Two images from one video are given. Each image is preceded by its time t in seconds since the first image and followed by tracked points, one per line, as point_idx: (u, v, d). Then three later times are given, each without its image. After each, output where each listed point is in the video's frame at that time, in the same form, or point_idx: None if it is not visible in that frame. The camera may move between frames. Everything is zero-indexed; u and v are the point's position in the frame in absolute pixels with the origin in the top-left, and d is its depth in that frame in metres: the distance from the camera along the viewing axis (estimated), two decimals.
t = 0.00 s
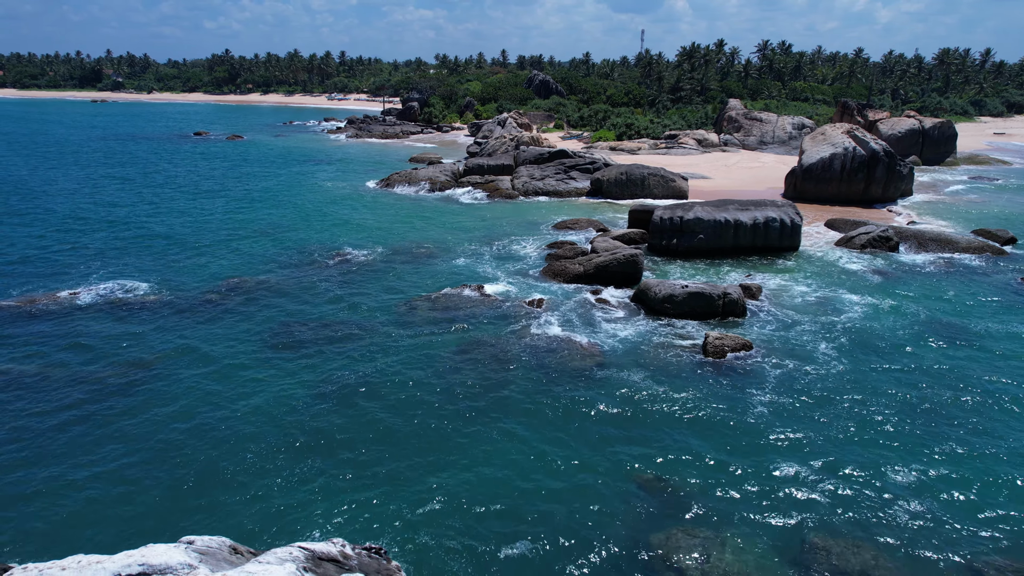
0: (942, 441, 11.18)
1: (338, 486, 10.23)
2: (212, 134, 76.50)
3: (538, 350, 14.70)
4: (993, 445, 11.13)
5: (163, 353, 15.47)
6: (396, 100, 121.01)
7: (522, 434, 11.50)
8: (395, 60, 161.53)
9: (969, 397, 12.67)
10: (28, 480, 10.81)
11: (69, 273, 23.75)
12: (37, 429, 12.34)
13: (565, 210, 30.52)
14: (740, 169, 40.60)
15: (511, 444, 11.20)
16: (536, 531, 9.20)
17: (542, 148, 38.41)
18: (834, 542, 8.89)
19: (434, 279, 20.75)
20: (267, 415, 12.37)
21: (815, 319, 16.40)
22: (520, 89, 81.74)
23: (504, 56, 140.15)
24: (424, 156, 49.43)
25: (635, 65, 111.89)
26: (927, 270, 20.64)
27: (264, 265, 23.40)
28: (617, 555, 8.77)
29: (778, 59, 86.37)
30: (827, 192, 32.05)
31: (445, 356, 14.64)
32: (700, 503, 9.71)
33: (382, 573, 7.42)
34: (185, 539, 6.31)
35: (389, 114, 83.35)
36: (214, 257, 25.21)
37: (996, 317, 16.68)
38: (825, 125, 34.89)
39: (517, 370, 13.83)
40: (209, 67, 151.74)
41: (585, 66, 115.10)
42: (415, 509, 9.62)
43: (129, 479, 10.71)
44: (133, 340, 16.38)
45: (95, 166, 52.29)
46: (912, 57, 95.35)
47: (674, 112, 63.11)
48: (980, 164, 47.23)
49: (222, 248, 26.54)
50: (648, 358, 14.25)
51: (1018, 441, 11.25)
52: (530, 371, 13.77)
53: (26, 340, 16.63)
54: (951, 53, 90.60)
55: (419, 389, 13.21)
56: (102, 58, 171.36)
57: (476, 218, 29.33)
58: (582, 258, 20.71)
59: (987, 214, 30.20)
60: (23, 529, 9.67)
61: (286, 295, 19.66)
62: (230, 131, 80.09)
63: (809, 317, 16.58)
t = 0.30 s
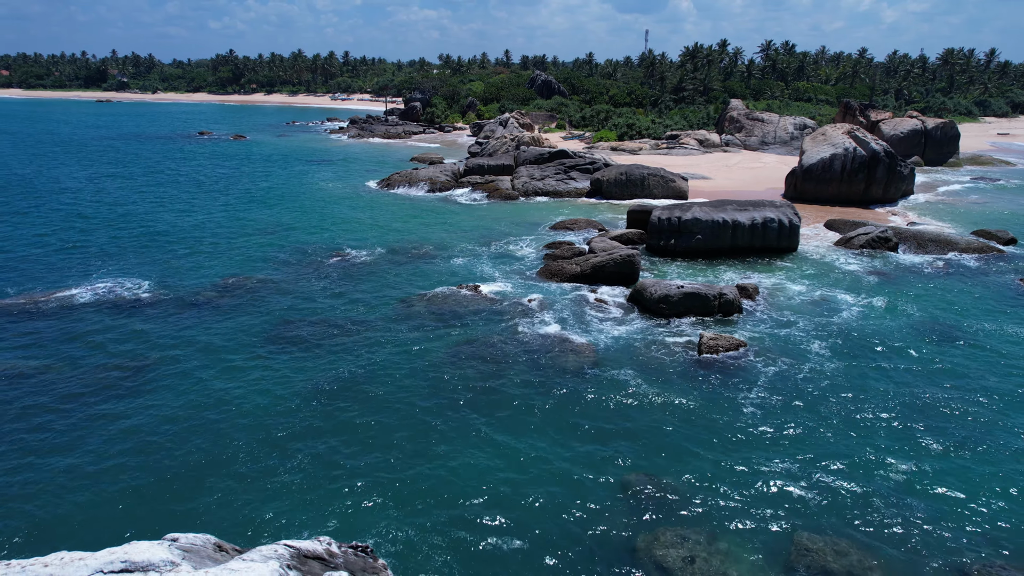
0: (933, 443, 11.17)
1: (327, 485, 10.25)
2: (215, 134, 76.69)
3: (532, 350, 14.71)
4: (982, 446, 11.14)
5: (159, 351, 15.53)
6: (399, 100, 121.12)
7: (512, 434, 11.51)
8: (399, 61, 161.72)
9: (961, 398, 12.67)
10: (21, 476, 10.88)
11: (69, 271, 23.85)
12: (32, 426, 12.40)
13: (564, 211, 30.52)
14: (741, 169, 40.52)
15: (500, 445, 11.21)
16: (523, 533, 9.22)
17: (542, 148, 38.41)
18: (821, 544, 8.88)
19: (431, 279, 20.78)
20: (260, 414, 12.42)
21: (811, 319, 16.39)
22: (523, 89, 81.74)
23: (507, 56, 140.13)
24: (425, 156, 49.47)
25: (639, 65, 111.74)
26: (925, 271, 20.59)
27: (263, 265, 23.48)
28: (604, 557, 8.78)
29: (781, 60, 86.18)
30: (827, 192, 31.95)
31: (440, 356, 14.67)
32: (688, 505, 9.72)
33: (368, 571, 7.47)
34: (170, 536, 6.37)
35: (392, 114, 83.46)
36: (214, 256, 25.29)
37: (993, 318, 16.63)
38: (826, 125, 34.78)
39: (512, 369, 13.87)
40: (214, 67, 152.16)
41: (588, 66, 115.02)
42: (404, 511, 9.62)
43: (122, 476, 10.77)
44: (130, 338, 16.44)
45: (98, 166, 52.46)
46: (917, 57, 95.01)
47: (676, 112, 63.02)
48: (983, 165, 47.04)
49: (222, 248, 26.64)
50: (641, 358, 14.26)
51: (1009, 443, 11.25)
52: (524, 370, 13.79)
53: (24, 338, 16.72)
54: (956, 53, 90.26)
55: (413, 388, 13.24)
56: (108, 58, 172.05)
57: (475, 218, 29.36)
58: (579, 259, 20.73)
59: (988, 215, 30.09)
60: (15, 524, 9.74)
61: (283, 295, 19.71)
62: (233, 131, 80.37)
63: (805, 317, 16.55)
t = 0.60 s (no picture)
0: (924, 446, 11.14)
1: (317, 483, 10.25)
2: (218, 134, 76.94)
3: (526, 349, 14.72)
4: (974, 449, 11.12)
5: (155, 350, 15.58)
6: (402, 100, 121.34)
7: (503, 434, 11.49)
8: (402, 61, 161.92)
9: (954, 401, 12.63)
10: (15, 472, 10.95)
11: (69, 270, 23.94)
12: (25, 423, 12.44)
13: (563, 211, 30.50)
14: (741, 170, 40.44)
15: (491, 445, 11.19)
16: (512, 533, 9.20)
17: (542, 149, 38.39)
18: (811, 547, 8.84)
19: (428, 279, 20.79)
20: (252, 412, 12.46)
21: (806, 319, 16.38)
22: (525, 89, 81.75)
23: (510, 55, 140.11)
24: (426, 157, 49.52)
25: (642, 65, 111.57)
26: (924, 271, 20.53)
27: (262, 264, 23.56)
28: (592, 558, 8.75)
29: (784, 60, 85.98)
30: (827, 193, 31.84)
31: (435, 355, 14.67)
32: (677, 506, 9.69)
33: (353, 569, 7.53)
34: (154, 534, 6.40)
35: (395, 114, 83.63)
36: (212, 256, 25.35)
37: (990, 319, 16.57)
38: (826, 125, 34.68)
39: (505, 368, 13.89)
40: (218, 67, 152.54)
41: (591, 66, 114.96)
42: (393, 510, 9.60)
43: (115, 472, 10.84)
44: (126, 337, 16.49)
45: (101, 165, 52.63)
46: (920, 57, 94.75)
47: (678, 112, 62.94)
48: (986, 166, 46.84)
49: (221, 247, 26.70)
50: (635, 357, 14.24)
51: (1000, 446, 11.23)
52: (517, 369, 13.80)
53: (21, 336, 16.79)
54: (959, 53, 89.99)
55: (406, 387, 13.26)
56: (113, 59, 172.69)
57: (475, 218, 29.41)
58: (576, 259, 20.75)
59: (989, 215, 29.99)
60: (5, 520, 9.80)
61: (280, 294, 19.76)
62: (236, 131, 80.66)
63: (801, 318, 16.53)
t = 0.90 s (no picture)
0: (914, 448, 11.15)
1: (306, 482, 10.25)
2: (221, 134, 77.25)
3: (520, 348, 14.73)
4: (964, 451, 11.12)
5: (151, 348, 15.64)
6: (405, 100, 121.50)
7: (494, 434, 11.49)
8: (406, 62, 162.12)
9: (946, 404, 12.62)
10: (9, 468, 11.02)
11: (69, 269, 24.07)
12: (20, 420, 12.52)
13: (562, 211, 30.51)
14: (742, 170, 40.37)
15: (481, 445, 11.17)
16: (501, 533, 9.20)
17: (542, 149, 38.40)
18: (799, 548, 8.84)
19: (425, 278, 20.82)
20: (245, 410, 12.50)
21: (802, 321, 16.37)
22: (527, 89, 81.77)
23: (514, 56, 140.18)
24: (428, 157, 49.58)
25: (645, 65, 111.43)
26: (922, 272, 20.48)
27: (260, 264, 23.63)
28: (579, 558, 8.77)
29: (787, 60, 85.81)
30: (828, 194, 31.73)
31: (429, 354, 14.69)
32: (666, 507, 9.69)
33: (339, 567, 7.57)
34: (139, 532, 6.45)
35: (397, 114, 83.74)
36: (212, 255, 25.44)
37: (987, 321, 16.53)
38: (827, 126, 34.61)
39: (499, 368, 13.88)
40: (222, 67, 153.00)
41: (595, 66, 114.91)
42: (383, 510, 9.59)
43: (108, 469, 10.90)
44: (123, 335, 16.58)
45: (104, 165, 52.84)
46: (924, 58, 94.50)
47: (680, 113, 62.87)
48: (990, 166, 46.63)
49: (221, 247, 26.78)
50: (629, 357, 14.25)
51: (991, 449, 11.21)
52: (510, 368, 13.82)
53: (20, 333, 16.89)
54: (963, 54, 89.74)
55: (399, 385, 13.30)
56: (118, 59, 173.36)
57: (474, 219, 29.45)
58: (574, 259, 20.78)
59: (990, 216, 29.90)
60: None
61: (278, 293, 19.82)
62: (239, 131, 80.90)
63: (797, 319, 16.51)
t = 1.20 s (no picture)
0: (907, 450, 11.12)
1: (297, 482, 10.29)
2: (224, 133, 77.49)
3: (515, 348, 14.73)
4: (957, 453, 11.08)
5: (149, 345, 15.73)
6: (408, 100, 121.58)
7: (486, 432, 11.53)
8: (410, 62, 162.30)
9: (941, 406, 12.58)
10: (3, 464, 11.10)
11: (69, 268, 24.16)
12: (15, 417, 12.59)
13: (562, 212, 30.51)
14: (743, 170, 40.26)
15: (472, 445, 11.18)
16: (489, 534, 9.20)
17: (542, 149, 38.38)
18: (788, 549, 8.83)
19: (423, 278, 20.84)
20: (240, 408, 12.57)
21: (798, 323, 16.36)
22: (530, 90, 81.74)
23: (517, 56, 140.27)
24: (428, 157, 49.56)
25: (648, 66, 111.29)
26: (921, 273, 20.41)
27: (258, 263, 23.69)
28: (567, 559, 8.77)
29: (791, 59, 85.60)
30: (829, 194, 31.61)
31: (425, 353, 14.72)
32: (655, 508, 9.68)
33: (325, 566, 7.59)
34: (123, 529, 6.48)
35: (400, 114, 83.82)
36: (212, 254, 25.51)
37: (985, 322, 16.50)
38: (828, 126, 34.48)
39: (493, 367, 13.89)
40: (226, 67, 153.36)
41: (598, 66, 114.76)
42: (372, 511, 9.60)
43: (101, 466, 10.96)
44: (121, 333, 16.65)
45: (107, 164, 53.03)
46: (928, 58, 94.19)
47: (683, 113, 62.75)
48: (993, 167, 46.44)
49: (220, 246, 26.86)
50: (623, 357, 14.24)
51: (984, 451, 11.20)
52: (505, 368, 13.81)
53: (18, 332, 16.98)
54: (968, 53, 89.41)
55: (393, 384, 13.32)
56: (123, 60, 173.87)
57: (473, 219, 29.49)
58: (571, 259, 20.79)
59: (992, 217, 29.78)
60: None
61: (276, 292, 19.88)
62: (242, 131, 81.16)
63: (793, 320, 16.50)
